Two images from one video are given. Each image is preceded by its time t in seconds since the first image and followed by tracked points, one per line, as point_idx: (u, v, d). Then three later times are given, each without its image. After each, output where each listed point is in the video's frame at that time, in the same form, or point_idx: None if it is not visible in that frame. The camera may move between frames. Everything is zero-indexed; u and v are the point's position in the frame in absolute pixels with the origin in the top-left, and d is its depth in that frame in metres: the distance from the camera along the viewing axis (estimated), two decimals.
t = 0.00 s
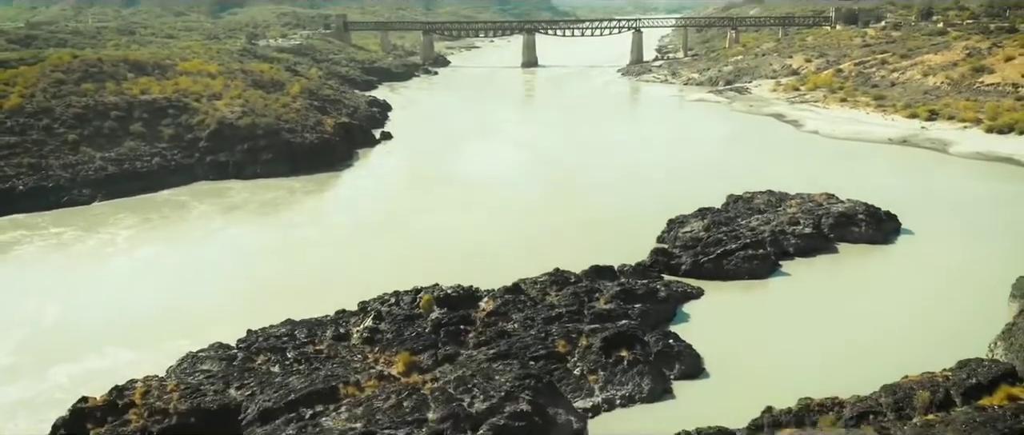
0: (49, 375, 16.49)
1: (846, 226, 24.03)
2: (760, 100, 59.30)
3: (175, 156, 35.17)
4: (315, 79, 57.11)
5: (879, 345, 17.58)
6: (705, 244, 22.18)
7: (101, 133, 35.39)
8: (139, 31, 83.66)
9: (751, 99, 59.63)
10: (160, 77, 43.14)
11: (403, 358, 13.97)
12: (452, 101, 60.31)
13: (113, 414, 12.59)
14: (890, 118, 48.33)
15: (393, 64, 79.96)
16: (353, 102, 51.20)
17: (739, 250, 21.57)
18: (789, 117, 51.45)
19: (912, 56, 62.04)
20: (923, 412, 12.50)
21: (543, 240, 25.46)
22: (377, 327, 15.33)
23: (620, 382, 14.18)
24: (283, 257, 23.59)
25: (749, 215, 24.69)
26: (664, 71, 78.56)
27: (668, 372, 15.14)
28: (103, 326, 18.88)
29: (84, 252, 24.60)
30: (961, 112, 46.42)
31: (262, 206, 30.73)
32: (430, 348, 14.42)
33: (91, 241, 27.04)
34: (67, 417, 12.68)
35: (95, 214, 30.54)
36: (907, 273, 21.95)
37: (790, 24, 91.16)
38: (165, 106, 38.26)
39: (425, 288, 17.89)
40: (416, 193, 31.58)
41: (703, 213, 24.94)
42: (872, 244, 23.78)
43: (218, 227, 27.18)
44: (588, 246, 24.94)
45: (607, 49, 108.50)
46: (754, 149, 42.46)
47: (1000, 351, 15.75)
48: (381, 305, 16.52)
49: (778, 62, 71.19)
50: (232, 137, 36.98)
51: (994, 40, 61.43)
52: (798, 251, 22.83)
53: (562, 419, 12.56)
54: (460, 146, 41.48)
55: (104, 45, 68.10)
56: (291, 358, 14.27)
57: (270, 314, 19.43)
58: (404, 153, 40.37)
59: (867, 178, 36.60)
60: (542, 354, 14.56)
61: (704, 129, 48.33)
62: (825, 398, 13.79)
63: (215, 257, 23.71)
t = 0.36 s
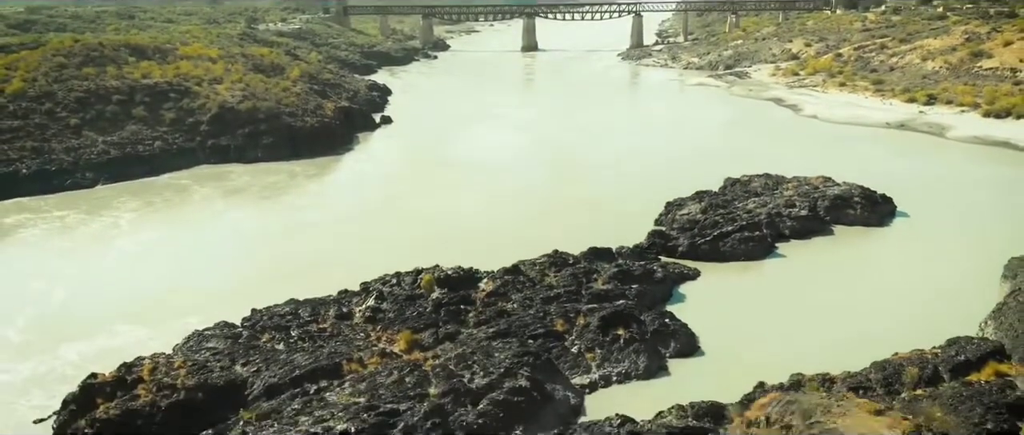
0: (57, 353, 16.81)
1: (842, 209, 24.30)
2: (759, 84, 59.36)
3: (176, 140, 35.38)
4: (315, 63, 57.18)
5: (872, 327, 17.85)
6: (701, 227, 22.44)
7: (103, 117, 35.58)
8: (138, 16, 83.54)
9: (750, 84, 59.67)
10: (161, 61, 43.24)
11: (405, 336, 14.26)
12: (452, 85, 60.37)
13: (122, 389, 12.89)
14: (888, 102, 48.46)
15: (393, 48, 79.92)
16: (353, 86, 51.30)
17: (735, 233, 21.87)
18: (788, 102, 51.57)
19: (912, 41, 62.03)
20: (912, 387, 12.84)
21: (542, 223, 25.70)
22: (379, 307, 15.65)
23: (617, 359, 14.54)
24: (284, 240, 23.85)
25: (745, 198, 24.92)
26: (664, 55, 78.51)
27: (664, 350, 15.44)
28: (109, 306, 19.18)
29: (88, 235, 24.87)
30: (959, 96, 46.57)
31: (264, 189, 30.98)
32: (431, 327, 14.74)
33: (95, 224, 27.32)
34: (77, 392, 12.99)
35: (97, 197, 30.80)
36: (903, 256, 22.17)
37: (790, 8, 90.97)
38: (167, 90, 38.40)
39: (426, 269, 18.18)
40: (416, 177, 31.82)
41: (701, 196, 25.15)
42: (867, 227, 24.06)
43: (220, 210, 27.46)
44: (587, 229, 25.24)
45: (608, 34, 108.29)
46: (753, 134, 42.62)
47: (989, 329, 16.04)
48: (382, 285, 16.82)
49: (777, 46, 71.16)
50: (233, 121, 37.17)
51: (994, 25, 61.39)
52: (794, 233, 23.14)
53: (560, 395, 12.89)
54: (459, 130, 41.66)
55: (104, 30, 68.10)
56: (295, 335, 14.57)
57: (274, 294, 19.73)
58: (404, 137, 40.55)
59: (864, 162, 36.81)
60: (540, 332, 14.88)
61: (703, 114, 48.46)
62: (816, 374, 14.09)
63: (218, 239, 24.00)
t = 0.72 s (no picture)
0: (65, 328, 17.16)
1: (837, 190, 24.61)
2: (759, 67, 59.41)
3: (178, 122, 35.61)
4: (315, 46, 57.22)
5: (864, 306, 18.15)
6: (698, 208, 22.73)
7: (104, 99, 35.76)
8: None
9: (749, 67, 59.73)
10: (161, 44, 43.32)
11: (407, 312, 14.57)
12: (452, 68, 60.41)
13: (132, 363, 13.25)
14: (887, 85, 48.58)
15: (393, 31, 79.84)
16: (352, 69, 51.39)
17: (731, 213, 22.19)
18: (787, 84, 51.68)
19: (911, 24, 62.01)
20: (900, 361, 13.26)
21: (541, 205, 25.95)
22: (381, 284, 15.98)
23: (614, 336, 14.90)
24: (287, 220, 24.17)
25: (742, 179, 25.19)
26: (663, 38, 78.43)
27: (660, 326, 15.80)
28: (115, 284, 19.50)
29: (93, 215, 25.17)
30: (957, 79, 46.71)
31: (265, 171, 31.26)
32: (432, 304, 15.09)
33: (98, 205, 27.60)
34: (88, 365, 13.37)
35: (100, 179, 31.06)
36: (898, 237, 22.45)
37: None
38: (168, 72, 38.55)
39: (426, 248, 18.51)
40: (416, 159, 32.04)
41: (698, 177, 25.40)
42: (862, 208, 24.37)
43: (222, 191, 27.74)
44: (586, 210, 25.55)
45: (608, 17, 107.96)
46: (752, 116, 42.80)
47: (977, 306, 16.35)
48: (384, 263, 17.16)
49: (777, 29, 71.11)
50: (234, 103, 37.39)
51: (993, 8, 61.34)
52: (789, 214, 23.46)
53: (557, 369, 13.24)
54: (459, 112, 41.83)
55: (103, 12, 67.97)
56: (299, 312, 14.92)
57: (279, 272, 20.04)
58: (405, 119, 40.75)
59: (861, 144, 37.01)
60: (538, 310, 15.25)
61: (703, 96, 48.58)
62: (807, 347, 14.47)
63: (220, 219, 24.32)
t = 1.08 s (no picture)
0: (72, 309, 17.41)
1: (833, 175, 24.84)
2: (759, 53, 59.43)
3: (179, 107, 35.76)
4: (314, 31, 57.23)
5: (860, 288, 18.39)
6: (696, 192, 22.94)
7: (106, 85, 35.88)
8: None
9: (749, 52, 59.74)
10: (162, 30, 43.37)
11: (408, 293, 14.80)
12: (452, 53, 60.43)
13: (139, 343, 13.52)
14: (885, 71, 48.66)
15: (393, 17, 79.75)
16: (352, 54, 51.45)
17: (728, 198, 22.42)
18: (786, 70, 51.76)
19: (911, 9, 61.97)
20: (890, 340, 13.44)
21: (539, 190, 26.15)
22: (383, 267, 16.22)
23: (611, 317, 15.14)
24: (289, 204, 24.41)
25: (740, 164, 25.39)
26: (663, 24, 78.34)
27: (656, 308, 16.07)
28: (120, 266, 19.76)
29: (96, 200, 25.37)
30: (955, 65, 46.81)
31: (266, 156, 31.45)
32: (432, 286, 15.34)
33: (101, 189, 27.80)
34: (96, 345, 13.65)
35: (102, 164, 31.25)
36: (895, 220, 22.70)
37: None
38: (168, 58, 38.64)
39: (427, 232, 18.73)
40: (416, 144, 32.21)
41: (696, 162, 25.59)
42: (859, 192, 24.59)
43: (224, 176, 27.94)
44: (585, 195, 25.76)
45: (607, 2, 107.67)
46: (752, 101, 42.98)
47: (970, 288, 16.58)
48: (385, 246, 17.38)
49: (777, 15, 71.04)
50: (235, 89, 37.53)
51: None
52: (786, 198, 23.69)
53: (556, 349, 13.51)
54: (458, 98, 41.96)
55: None
56: (302, 293, 15.19)
57: (280, 256, 20.27)
58: (405, 104, 40.93)
59: (859, 130, 37.17)
60: (537, 291, 15.49)
61: (702, 82, 48.71)
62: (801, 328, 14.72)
63: (223, 204, 24.55)
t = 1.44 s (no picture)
0: (77, 288, 17.68)
1: (830, 157, 25.10)
2: (758, 37, 59.41)
3: (180, 91, 35.90)
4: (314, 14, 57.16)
5: (855, 267, 18.73)
6: (694, 174, 23.16)
7: (107, 69, 35.96)
8: None
9: (749, 37, 59.71)
10: (162, 14, 43.38)
11: (408, 273, 15.05)
12: (451, 37, 60.39)
13: (146, 320, 13.78)
14: (884, 55, 48.72)
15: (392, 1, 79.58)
16: (352, 38, 51.48)
17: (726, 180, 22.66)
18: (785, 54, 51.81)
19: None
20: (883, 318, 13.82)
21: (538, 172, 26.40)
22: (384, 248, 16.48)
23: (609, 295, 15.39)
24: (290, 187, 24.65)
25: (738, 147, 25.62)
26: (663, 7, 78.19)
27: (653, 287, 16.39)
28: (125, 247, 19.99)
29: (99, 183, 25.55)
30: (954, 49, 46.87)
31: (267, 139, 31.65)
32: (433, 266, 15.59)
33: (103, 172, 27.99)
34: (103, 323, 13.92)
35: (104, 147, 31.40)
36: (892, 200, 22.99)
37: None
38: (169, 42, 38.71)
39: (427, 213, 18.96)
40: (416, 127, 32.41)
41: (695, 145, 25.78)
42: (855, 174, 24.84)
43: (225, 159, 28.14)
44: (583, 177, 26.02)
45: None
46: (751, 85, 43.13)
47: (962, 268, 16.85)
48: (386, 228, 17.60)
49: None
50: (235, 73, 37.68)
51: None
52: (783, 181, 23.94)
53: (555, 327, 13.74)
54: (458, 81, 42.08)
55: None
56: (304, 273, 15.46)
57: (283, 236, 20.53)
58: (405, 88, 41.11)
59: (857, 113, 37.32)
60: (536, 271, 15.73)
61: (702, 66, 48.81)
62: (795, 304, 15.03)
63: (225, 186, 24.78)
